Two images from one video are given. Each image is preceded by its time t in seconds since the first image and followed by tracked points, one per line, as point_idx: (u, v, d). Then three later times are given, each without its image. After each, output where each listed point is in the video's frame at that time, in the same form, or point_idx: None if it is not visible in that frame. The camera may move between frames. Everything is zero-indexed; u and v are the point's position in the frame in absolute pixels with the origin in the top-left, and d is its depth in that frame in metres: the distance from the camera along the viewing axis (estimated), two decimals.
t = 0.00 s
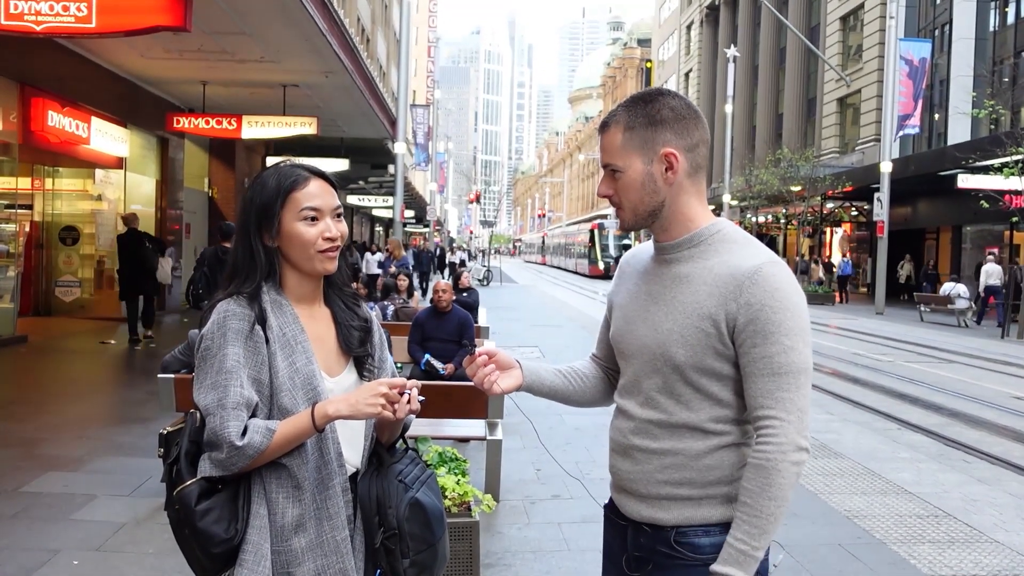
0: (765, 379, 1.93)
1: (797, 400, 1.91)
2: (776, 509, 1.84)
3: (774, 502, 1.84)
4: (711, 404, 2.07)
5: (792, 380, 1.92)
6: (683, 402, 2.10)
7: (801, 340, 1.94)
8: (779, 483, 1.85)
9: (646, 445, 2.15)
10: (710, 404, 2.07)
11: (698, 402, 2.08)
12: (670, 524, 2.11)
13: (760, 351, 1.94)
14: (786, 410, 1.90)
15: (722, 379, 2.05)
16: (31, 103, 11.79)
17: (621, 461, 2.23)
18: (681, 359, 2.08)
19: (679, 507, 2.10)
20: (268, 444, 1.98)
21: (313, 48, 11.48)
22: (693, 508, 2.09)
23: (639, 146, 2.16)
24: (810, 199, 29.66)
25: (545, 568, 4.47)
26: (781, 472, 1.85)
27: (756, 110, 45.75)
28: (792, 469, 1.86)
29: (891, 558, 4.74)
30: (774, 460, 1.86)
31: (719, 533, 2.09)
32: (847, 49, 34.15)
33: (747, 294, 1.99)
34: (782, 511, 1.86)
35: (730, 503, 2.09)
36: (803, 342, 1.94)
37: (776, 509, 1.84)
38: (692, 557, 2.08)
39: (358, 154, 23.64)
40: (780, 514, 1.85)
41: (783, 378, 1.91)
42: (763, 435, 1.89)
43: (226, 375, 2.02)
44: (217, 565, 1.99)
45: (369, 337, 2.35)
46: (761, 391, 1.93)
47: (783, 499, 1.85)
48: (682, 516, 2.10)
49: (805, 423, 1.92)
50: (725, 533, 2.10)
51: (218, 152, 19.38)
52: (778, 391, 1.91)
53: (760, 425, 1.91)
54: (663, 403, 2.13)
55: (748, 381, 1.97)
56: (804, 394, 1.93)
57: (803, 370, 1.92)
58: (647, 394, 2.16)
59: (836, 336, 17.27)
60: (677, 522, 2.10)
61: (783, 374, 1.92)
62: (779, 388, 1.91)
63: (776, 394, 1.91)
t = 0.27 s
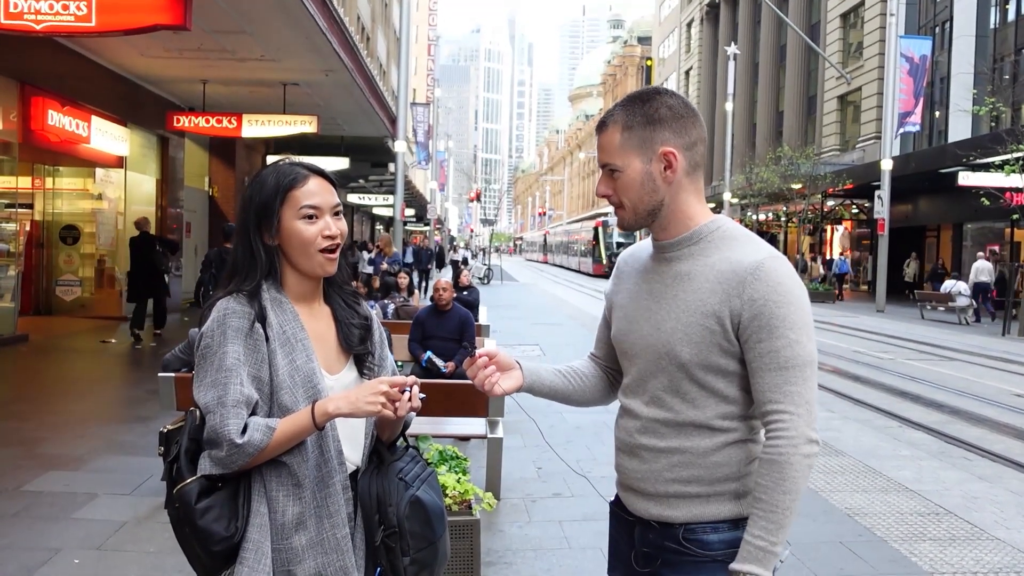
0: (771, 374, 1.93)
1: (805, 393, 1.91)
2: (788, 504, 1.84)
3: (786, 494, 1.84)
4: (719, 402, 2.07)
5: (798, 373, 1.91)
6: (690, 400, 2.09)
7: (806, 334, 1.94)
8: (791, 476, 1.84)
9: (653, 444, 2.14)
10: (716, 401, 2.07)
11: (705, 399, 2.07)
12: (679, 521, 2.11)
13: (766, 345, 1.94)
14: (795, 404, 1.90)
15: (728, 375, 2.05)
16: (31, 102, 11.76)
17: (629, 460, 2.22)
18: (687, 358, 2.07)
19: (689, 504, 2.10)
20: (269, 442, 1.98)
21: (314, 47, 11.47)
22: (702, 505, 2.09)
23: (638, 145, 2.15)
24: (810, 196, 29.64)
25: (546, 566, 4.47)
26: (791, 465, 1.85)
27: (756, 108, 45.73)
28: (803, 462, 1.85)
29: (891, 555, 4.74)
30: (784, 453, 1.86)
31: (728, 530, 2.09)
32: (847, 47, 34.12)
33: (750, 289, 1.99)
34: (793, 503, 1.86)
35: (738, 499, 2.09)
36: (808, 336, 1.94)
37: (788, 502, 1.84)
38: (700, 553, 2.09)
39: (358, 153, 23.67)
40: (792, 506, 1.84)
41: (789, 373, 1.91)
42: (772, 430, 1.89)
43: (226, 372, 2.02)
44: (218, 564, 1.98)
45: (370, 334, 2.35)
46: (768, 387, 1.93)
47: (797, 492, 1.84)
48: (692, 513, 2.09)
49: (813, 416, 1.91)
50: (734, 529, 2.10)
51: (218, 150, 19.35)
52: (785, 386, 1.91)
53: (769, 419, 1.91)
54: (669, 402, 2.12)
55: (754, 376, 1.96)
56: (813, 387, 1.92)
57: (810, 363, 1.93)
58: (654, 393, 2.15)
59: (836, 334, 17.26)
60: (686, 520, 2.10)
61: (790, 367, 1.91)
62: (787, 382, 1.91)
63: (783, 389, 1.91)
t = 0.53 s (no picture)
0: (772, 370, 1.92)
1: (807, 389, 1.90)
2: (790, 501, 1.83)
3: (788, 491, 1.83)
4: (720, 398, 2.06)
5: (800, 369, 1.91)
6: (690, 397, 2.09)
7: (807, 330, 1.93)
8: (793, 472, 1.84)
9: (653, 442, 2.14)
10: (717, 397, 2.06)
11: (705, 396, 2.07)
12: (681, 518, 2.10)
13: (766, 342, 1.94)
14: (796, 400, 1.89)
15: (729, 372, 2.05)
16: (31, 100, 11.75)
17: (629, 458, 2.22)
18: (687, 354, 2.07)
19: (690, 502, 2.10)
20: (267, 438, 1.97)
21: (314, 44, 11.45)
22: (702, 503, 2.09)
23: (637, 143, 2.14)
24: (811, 194, 29.61)
25: (546, 563, 4.47)
26: (794, 461, 1.84)
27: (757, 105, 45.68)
28: (805, 458, 1.85)
29: (892, 553, 4.74)
30: (787, 449, 1.85)
31: (729, 527, 2.09)
32: (849, 45, 34.09)
33: (751, 285, 1.99)
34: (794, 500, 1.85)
35: (739, 497, 2.08)
36: (810, 331, 1.93)
37: (790, 500, 1.83)
38: (702, 551, 2.08)
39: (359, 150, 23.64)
40: (795, 503, 1.84)
41: (791, 369, 1.91)
42: (773, 426, 1.88)
43: (224, 369, 2.01)
44: (218, 561, 1.98)
45: (369, 332, 2.34)
46: (769, 383, 1.93)
47: (800, 488, 1.84)
48: (693, 511, 2.09)
49: (814, 412, 1.91)
50: (734, 527, 2.09)
51: (218, 148, 19.35)
52: (787, 382, 1.90)
53: (769, 415, 1.90)
54: (670, 399, 2.11)
55: (755, 372, 1.96)
56: (814, 384, 1.92)
57: (810, 359, 1.92)
58: (654, 391, 2.14)
59: (837, 331, 17.25)
60: (687, 517, 2.10)
61: (792, 363, 1.91)
62: (788, 378, 1.90)
63: (785, 385, 1.91)
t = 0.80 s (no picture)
0: (773, 367, 1.92)
1: (807, 386, 1.90)
2: (790, 498, 1.82)
3: (787, 488, 1.83)
4: (719, 395, 2.06)
5: (800, 367, 1.90)
6: (690, 394, 2.08)
7: (808, 328, 1.93)
8: (794, 469, 1.83)
9: (652, 439, 2.13)
10: (717, 394, 2.06)
11: (705, 393, 2.07)
12: (677, 516, 2.10)
13: (768, 339, 1.93)
14: (797, 397, 1.89)
15: (730, 369, 2.04)
16: (31, 98, 11.79)
17: (627, 455, 2.22)
18: (687, 351, 2.06)
19: (687, 499, 2.09)
20: (267, 437, 1.97)
21: (314, 42, 11.43)
22: (700, 500, 2.08)
23: (638, 140, 2.14)
24: (812, 191, 29.59)
25: (548, 561, 4.47)
26: (793, 458, 1.83)
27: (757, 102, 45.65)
28: (805, 455, 1.84)
29: (894, 550, 4.74)
30: (788, 446, 1.84)
31: (726, 525, 2.09)
32: (850, 41, 34.05)
33: (752, 282, 1.98)
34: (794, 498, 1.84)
35: (738, 495, 2.08)
36: (810, 329, 1.93)
37: (791, 498, 1.83)
38: (699, 549, 2.08)
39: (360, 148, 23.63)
40: (795, 501, 1.83)
41: (792, 366, 1.90)
42: (774, 423, 1.88)
43: (224, 367, 2.01)
44: (218, 559, 1.98)
45: (369, 331, 2.34)
46: (770, 380, 1.92)
47: (799, 487, 1.83)
48: (690, 509, 2.09)
49: (815, 411, 1.90)
50: (732, 525, 2.09)
51: (218, 146, 19.31)
52: (788, 379, 1.90)
53: (769, 414, 1.90)
54: (671, 396, 2.11)
55: (756, 369, 1.95)
56: (814, 382, 1.91)
57: (812, 357, 1.91)
58: (654, 388, 2.14)
59: (839, 328, 17.24)
60: (684, 515, 2.09)
61: (793, 361, 1.90)
62: (788, 375, 1.90)
63: (785, 382, 1.90)
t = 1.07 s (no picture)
0: (772, 365, 1.91)
1: (806, 385, 1.90)
2: (788, 497, 1.82)
3: (786, 488, 1.82)
4: (718, 393, 2.06)
5: (800, 365, 1.90)
6: (688, 392, 2.08)
7: (808, 326, 1.92)
8: (793, 468, 1.83)
9: (650, 437, 2.13)
10: (715, 392, 2.06)
11: (703, 390, 2.07)
12: (675, 514, 2.10)
13: (766, 337, 1.93)
14: (796, 395, 1.89)
15: (729, 367, 2.04)
16: (32, 96, 11.86)
17: (625, 452, 2.21)
18: (686, 349, 2.06)
19: (684, 498, 2.09)
20: (269, 435, 1.97)
21: (315, 39, 11.42)
22: (697, 499, 2.08)
23: (637, 137, 2.13)
24: (813, 189, 29.57)
25: (549, 558, 4.47)
26: (792, 457, 1.83)
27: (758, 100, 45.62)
28: (803, 454, 1.84)
29: (895, 547, 4.73)
30: (788, 444, 1.84)
31: (724, 524, 2.09)
32: (851, 39, 34.03)
33: (752, 280, 1.98)
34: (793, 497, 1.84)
35: (735, 493, 2.08)
36: (810, 327, 1.93)
37: (790, 497, 1.82)
38: (697, 548, 2.08)
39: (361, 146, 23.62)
40: (794, 499, 1.83)
41: (791, 364, 1.90)
42: (773, 422, 1.88)
43: (225, 365, 2.01)
44: (220, 557, 1.98)
45: (369, 329, 2.34)
46: (769, 379, 1.92)
47: (798, 484, 1.83)
48: (687, 507, 2.09)
49: (814, 409, 1.90)
50: (730, 524, 2.09)
51: (219, 144, 19.25)
52: (787, 377, 1.90)
53: (769, 412, 1.90)
54: (670, 393, 2.10)
55: (755, 367, 1.95)
56: (814, 380, 1.91)
57: (810, 355, 1.91)
58: (651, 385, 2.13)
59: (840, 326, 17.24)
60: (682, 513, 2.09)
61: (793, 359, 1.90)
62: (787, 373, 1.90)
63: (785, 380, 1.90)
